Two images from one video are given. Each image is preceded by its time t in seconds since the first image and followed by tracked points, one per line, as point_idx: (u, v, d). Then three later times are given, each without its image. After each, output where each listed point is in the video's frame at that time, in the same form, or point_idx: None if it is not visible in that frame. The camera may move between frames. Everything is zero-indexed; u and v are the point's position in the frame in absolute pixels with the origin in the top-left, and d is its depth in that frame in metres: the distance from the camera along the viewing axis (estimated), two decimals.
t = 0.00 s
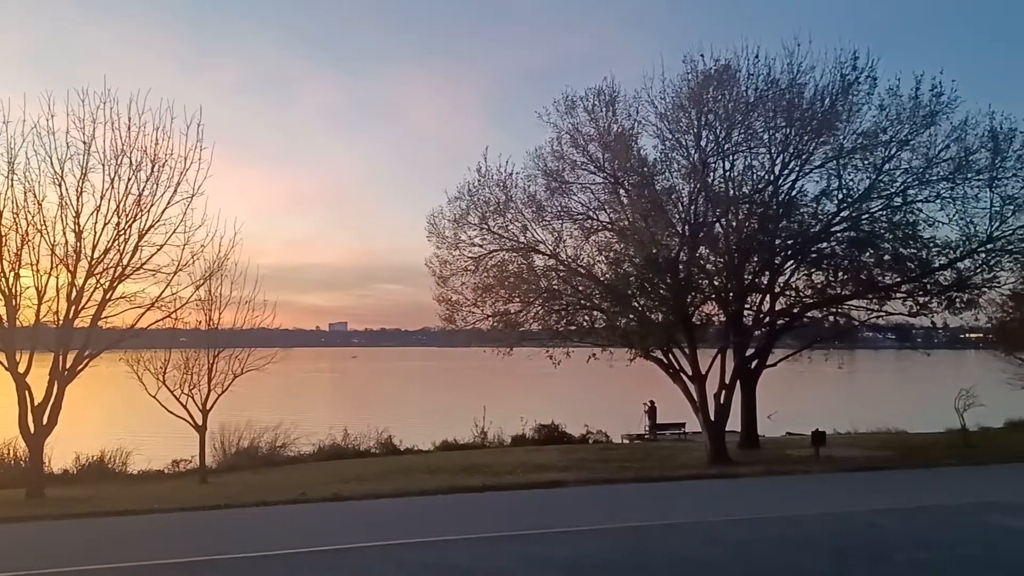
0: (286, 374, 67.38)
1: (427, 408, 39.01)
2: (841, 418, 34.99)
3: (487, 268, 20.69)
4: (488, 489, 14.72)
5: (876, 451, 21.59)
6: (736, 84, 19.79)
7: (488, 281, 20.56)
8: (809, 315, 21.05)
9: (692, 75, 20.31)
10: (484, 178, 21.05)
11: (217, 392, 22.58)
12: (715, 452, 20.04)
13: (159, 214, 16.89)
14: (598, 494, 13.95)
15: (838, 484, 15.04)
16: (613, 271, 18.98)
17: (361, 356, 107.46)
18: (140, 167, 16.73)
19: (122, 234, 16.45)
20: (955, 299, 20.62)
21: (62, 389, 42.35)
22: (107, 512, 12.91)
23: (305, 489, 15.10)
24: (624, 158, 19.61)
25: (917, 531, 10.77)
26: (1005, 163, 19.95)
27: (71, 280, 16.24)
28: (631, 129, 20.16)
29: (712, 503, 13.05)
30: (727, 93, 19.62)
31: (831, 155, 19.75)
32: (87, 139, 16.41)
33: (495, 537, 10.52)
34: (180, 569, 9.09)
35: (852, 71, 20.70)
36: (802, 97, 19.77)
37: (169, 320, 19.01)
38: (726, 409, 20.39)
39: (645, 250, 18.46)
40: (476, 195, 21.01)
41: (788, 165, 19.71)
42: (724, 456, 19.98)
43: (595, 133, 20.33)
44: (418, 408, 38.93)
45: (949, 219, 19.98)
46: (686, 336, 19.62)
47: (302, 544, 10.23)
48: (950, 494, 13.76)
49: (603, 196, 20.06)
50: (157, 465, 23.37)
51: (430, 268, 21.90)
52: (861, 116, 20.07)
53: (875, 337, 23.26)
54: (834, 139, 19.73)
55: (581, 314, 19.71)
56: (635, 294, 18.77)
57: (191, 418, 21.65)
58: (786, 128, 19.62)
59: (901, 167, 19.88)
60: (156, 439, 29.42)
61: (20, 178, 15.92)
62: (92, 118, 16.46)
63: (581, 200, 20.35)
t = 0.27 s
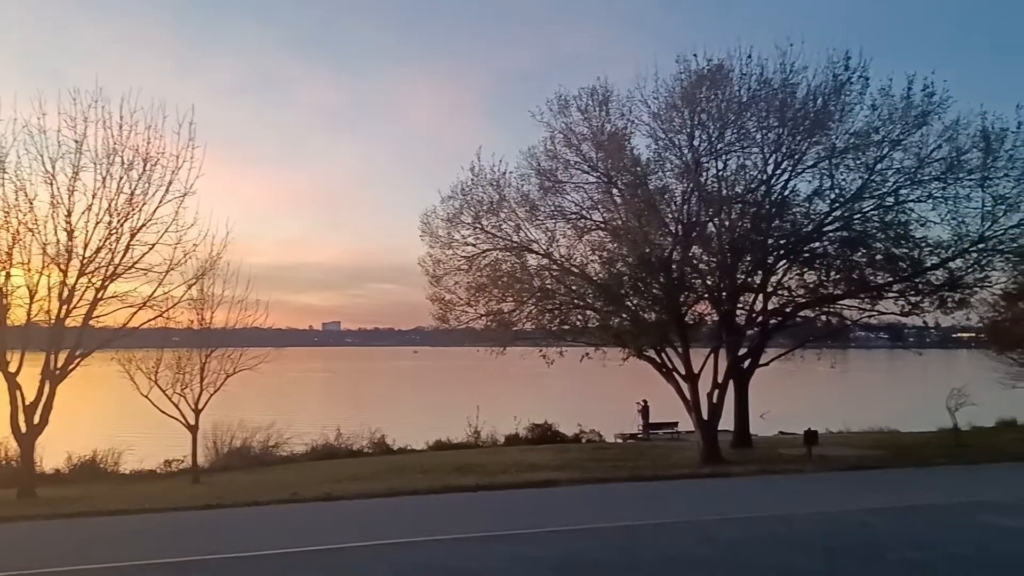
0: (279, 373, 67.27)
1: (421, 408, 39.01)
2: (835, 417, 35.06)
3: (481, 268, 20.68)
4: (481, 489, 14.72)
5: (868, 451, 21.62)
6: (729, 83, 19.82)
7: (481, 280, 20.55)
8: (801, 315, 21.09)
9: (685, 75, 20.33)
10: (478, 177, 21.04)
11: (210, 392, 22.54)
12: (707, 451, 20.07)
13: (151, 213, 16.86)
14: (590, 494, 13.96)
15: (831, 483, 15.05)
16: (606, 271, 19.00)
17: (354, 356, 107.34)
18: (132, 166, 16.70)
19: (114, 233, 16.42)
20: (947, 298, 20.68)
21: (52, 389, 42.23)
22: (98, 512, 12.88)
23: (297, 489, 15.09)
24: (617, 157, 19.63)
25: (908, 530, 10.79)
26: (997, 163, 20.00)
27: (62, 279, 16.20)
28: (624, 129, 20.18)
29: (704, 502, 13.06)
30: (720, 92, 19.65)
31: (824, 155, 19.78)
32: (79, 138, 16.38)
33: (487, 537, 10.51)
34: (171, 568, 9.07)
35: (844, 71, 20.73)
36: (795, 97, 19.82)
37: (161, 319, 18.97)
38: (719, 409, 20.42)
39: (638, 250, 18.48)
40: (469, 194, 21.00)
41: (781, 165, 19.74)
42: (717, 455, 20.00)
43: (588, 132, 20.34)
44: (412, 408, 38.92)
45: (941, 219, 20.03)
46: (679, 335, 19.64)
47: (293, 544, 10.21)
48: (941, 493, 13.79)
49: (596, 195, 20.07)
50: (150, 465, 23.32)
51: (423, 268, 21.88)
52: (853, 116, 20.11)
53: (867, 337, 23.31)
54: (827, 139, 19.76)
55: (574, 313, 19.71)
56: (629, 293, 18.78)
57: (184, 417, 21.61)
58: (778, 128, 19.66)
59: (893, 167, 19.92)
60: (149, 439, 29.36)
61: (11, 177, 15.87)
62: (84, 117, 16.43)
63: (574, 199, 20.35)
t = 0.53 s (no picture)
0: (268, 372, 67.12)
1: (411, 407, 39.00)
2: (823, 415, 35.19)
3: (470, 266, 20.68)
4: (470, 487, 14.74)
5: (856, 448, 21.73)
6: (718, 82, 19.88)
7: (471, 278, 20.55)
8: (790, 313, 21.17)
9: (674, 74, 20.38)
10: (467, 175, 21.05)
11: (198, 390, 22.49)
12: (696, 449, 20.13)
13: (139, 211, 16.80)
14: (580, 492, 14.00)
15: (819, 480, 15.13)
16: (596, 269, 19.04)
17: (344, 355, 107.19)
18: (119, 164, 16.64)
19: (101, 231, 16.36)
20: (934, 297, 20.79)
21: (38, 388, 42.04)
22: (87, 511, 12.85)
23: (287, 488, 15.08)
24: (607, 156, 19.67)
25: (895, 527, 10.86)
26: (984, 163, 20.12)
27: (49, 278, 16.14)
28: (614, 127, 20.22)
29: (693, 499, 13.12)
30: (709, 91, 19.71)
31: (812, 154, 19.86)
32: (66, 136, 16.31)
33: (476, 535, 10.54)
34: (161, 568, 9.07)
35: (832, 71, 20.82)
36: (783, 96, 19.89)
37: (149, 318, 18.91)
38: (708, 407, 20.48)
39: (627, 248, 18.52)
40: (459, 192, 21.01)
41: (770, 164, 19.81)
42: (706, 453, 20.06)
43: (578, 131, 20.36)
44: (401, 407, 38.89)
45: (928, 218, 20.14)
46: (668, 333, 19.69)
47: (283, 543, 10.21)
48: (928, 490, 13.88)
49: (585, 194, 20.10)
50: (138, 464, 23.25)
51: (413, 266, 21.88)
52: (841, 115, 20.19)
53: (855, 335, 23.41)
54: (815, 138, 19.84)
55: (564, 312, 19.75)
56: (618, 292, 18.82)
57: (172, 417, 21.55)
58: (767, 127, 19.74)
59: (880, 166, 20.02)
60: (137, 438, 29.26)
61: None
62: (71, 114, 16.36)
63: (564, 197, 20.38)
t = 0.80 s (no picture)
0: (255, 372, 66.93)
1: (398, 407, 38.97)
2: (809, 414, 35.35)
3: (457, 265, 20.69)
4: (457, 486, 14.76)
5: (841, 447, 21.84)
6: (705, 82, 19.95)
7: (458, 278, 20.56)
8: (776, 312, 21.28)
9: (661, 74, 20.45)
10: (455, 175, 21.06)
11: (184, 390, 22.42)
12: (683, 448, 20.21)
13: (124, 210, 16.74)
14: (566, 491, 14.04)
15: (803, 479, 15.20)
16: (583, 269, 19.09)
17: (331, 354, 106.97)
18: (104, 163, 16.57)
19: (85, 230, 16.29)
20: (918, 296, 20.93)
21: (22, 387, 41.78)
22: (71, 512, 12.80)
23: (273, 488, 15.07)
24: (594, 155, 19.72)
25: (878, 525, 10.95)
26: (967, 163, 20.28)
27: (33, 277, 16.07)
28: (601, 127, 20.27)
29: (679, 498, 13.18)
30: (696, 91, 19.78)
31: (798, 154, 19.96)
32: (50, 134, 16.23)
33: (463, 534, 10.56)
34: (147, 568, 9.06)
35: (818, 71, 20.92)
36: (769, 96, 19.99)
37: (134, 317, 18.84)
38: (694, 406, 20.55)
39: (614, 248, 18.57)
40: (446, 191, 21.02)
41: (756, 164, 19.90)
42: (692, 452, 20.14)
43: (565, 130, 20.40)
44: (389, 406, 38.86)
45: (913, 218, 20.27)
46: (654, 333, 19.75)
47: (270, 543, 10.20)
48: (911, 488, 13.99)
49: (573, 194, 20.14)
50: (123, 465, 23.17)
51: (401, 265, 21.87)
52: (827, 115, 20.30)
53: (841, 334, 23.55)
54: (801, 138, 19.94)
55: (551, 311, 19.79)
56: (605, 291, 18.87)
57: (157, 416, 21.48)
58: (753, 127, 19.83)
59: (865, 166, 20.14)
60: (121, 438, 29.13)
61: None
62: (55, 112, 16.28)
63: (551, 197, 20.42)
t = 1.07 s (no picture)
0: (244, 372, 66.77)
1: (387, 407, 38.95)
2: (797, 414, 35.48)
3: (447, 265, 20.69)
4: (446, 486, 14.78)
5: (829, 447, 21.94)
6: (695, 84, 20.01)
7: (448, 278, 20.56)
8: (764, 313, 21.35)
9: (651, 74, 20.50)
10: (444, 175, 21.08)
11: (172, 390, 22.37)
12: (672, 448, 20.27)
13: (111, 209, 16.69)
14: (555, 491, 14.08)
15: (790, 479, 15.27)
16: (573, 269, 19.12)
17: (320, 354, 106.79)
18: (91, 161, 16.52)
19: (73, 229, 16.24)
20: (905, 297, 21.05)
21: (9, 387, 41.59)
22: (59, 512, 12.77)
23: (262, 488, 15.05)
24: (584, 156, 19.76)
25: (865, 524, 11.00)
26: (954, 165, 20.40)
27: (20, 276, 16.02)
28: (591, 128, 20.31)
29: (668, 498, 13.22)
30: (686, 92, 19.85)
31: (787, 156, 20.05)
32: (38, 132, 16.17)
33: (452, 534, 10.58)
34: (135, 568, 9.05)
35: (807, 73, 21.01)
36: (758, 97, 20.06)
37: (122, 317, 18.79)
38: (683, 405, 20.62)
39: (604, 248, 18.62)
40: (436, 191, 21.02)
41: (745, 165, 19.97)
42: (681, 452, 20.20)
43: (555, 131, 20.44)
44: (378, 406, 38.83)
45: (900, 219, 20.38)
46: (644, 332, 19.80)
47: (259, 543, 10.20)
48: (898, 488, 14.06)
49: (563, 194, 20.18)
50: (110, 465, 23.10)
51: (390, 265, 21.86)
52: (815, 117, 20.39)
53: (829, 335, 23.65)
54: (789, 139, 20.03)
55: (541, 311, 19.82)
56: (595, 292, 18.91)
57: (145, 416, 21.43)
58: (742, 128, 19.90)
59: (853, 167, 20.24)
60: (109, 438, 29.03)
61: None
62: (42, 111, 16.23)
63: (541, 197, 20.45)
